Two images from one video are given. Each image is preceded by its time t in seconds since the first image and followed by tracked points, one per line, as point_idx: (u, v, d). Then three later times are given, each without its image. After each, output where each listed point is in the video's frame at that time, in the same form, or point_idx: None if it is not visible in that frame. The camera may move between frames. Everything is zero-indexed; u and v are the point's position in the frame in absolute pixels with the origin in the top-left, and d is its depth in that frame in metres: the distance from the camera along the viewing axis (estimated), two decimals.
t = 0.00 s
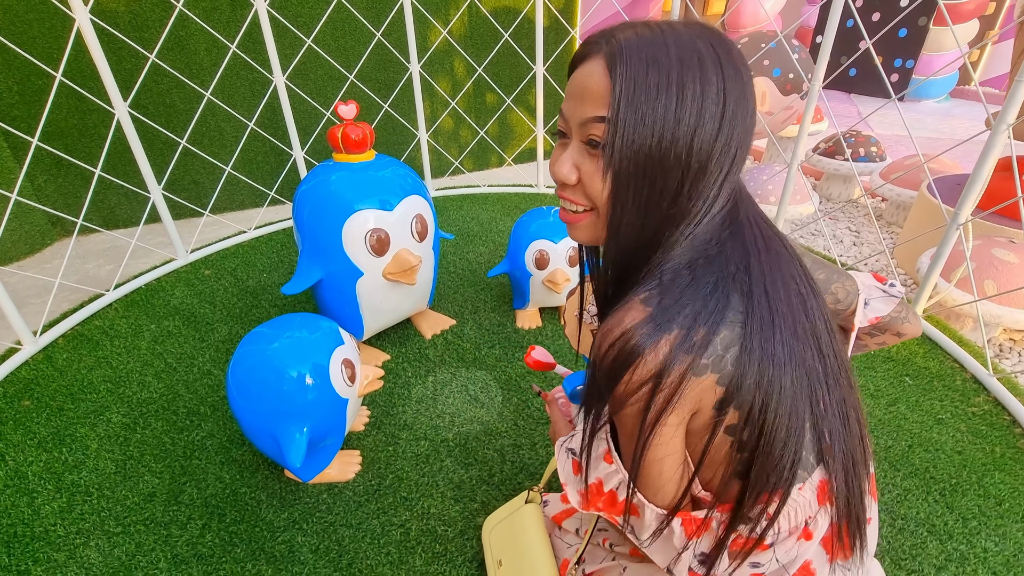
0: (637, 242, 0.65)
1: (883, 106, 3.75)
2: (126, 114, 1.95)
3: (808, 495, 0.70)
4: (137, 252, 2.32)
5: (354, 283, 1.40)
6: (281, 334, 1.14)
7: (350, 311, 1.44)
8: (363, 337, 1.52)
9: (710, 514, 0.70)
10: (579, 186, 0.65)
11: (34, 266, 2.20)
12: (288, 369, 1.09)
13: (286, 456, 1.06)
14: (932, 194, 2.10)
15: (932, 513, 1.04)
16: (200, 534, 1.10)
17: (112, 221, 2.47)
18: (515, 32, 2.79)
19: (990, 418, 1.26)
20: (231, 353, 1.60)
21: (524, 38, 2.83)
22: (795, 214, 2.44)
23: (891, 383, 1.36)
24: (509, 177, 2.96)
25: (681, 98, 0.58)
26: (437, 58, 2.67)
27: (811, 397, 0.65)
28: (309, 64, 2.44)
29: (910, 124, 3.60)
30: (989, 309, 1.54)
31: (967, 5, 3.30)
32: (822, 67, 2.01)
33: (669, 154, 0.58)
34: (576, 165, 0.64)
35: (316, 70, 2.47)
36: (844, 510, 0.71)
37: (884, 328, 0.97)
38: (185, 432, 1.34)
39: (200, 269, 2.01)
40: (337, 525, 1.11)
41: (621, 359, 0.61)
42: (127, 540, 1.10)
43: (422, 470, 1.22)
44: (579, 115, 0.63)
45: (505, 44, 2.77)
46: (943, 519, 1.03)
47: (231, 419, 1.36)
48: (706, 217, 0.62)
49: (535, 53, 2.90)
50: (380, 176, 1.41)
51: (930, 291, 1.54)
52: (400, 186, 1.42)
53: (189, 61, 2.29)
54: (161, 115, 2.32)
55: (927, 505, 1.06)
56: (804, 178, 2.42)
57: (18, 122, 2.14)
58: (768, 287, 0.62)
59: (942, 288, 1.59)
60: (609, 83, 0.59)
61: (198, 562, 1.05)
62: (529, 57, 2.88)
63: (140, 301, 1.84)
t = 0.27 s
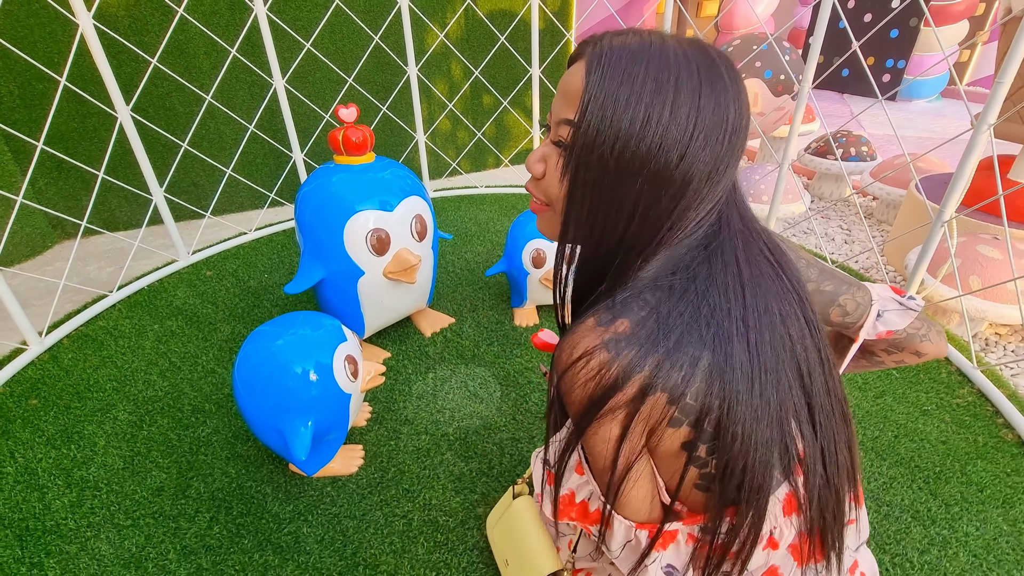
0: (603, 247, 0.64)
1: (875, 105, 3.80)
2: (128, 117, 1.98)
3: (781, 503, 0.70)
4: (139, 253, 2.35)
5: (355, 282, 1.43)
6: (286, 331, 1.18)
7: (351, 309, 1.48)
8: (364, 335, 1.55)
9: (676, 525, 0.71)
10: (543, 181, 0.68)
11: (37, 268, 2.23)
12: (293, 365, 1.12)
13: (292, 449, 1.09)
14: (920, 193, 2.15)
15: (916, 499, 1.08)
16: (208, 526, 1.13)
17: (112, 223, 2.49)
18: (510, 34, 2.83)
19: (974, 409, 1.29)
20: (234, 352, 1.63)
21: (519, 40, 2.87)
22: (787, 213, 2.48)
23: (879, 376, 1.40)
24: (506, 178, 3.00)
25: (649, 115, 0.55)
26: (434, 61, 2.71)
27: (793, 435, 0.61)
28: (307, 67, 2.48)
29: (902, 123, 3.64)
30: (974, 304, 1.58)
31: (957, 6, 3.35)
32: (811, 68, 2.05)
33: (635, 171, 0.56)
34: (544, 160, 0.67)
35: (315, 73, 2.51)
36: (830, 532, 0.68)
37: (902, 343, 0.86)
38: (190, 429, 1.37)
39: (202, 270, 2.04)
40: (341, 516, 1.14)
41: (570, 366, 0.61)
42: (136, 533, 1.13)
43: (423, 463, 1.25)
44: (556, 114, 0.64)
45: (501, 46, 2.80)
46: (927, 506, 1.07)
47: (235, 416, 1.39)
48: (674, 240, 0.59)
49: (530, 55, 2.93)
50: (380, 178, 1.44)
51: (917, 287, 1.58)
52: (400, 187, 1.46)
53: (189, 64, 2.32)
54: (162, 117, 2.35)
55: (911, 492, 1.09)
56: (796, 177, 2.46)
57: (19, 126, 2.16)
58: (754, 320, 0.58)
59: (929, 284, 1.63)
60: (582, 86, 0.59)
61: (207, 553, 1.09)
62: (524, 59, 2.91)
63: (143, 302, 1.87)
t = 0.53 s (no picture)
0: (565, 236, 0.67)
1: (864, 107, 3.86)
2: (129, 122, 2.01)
3: (726, 481, 0.72)
4: (139, 256, 2.38)
5: (354, 283, 1.48)
6: (287, 331, 1.22)
7: (350, 309, 1.52)
8: (362, 334, 1.59)
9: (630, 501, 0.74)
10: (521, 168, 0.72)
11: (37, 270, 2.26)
12: (294, 363, 1.16)
13: (293, 443, 1.13)
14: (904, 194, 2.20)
15: (893, 488, 1.13)
16: (212, 519, 1.17)
17: (111, 226, 2.53)
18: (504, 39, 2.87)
19: (951, 403, 1.34)
20: (235, 352, 1.67)
21: (513, 45, 2.92)
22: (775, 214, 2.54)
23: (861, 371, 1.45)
24: (501, 180, 3.04)
25: (599, 114, 0.57)
26: (429, 65, 2.75)
27: (742, 423, 0.63)
28: (304, 72, 2.51)
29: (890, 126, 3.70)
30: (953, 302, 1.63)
31: (943, 10, 3.41)
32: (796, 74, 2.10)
33: (593, 171, 0.59)
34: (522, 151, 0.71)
35: (311, 77, 2.54)
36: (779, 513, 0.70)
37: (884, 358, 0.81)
38: (193, 426, 1.41)
39: (201, 272, 2.08)
40: (341, 509, 1.18)
41: (530, 348, 0.65)
42: (142, 526, 1.17)
43: (420, 457, 1.30)
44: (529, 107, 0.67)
45: (495, 51, 2.85)
46: (902, 494, 1.12)
47: (237, 414, 1.43)
48: (630, 237, 0.60)
49: (524, 60, 2.98)
50: (377, 181, 1.49)
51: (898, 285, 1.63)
52: (396, 191, 1.50)
53: (186, 69, 2.36)
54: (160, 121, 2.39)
55: (888, 482, 1.14)
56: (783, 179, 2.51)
57: (18, 130, 2.20)
58: (708, 317, 0.59)
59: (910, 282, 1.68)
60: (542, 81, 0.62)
61: (212, 544, 1.12)
62: (518, 63, 2.96)
63: (144, 303, 1.91)
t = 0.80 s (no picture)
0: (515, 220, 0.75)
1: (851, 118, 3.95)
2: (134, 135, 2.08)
3: (647, 442, 0.77)
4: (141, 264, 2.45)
5: (351, 291, 1.54)
6: (288, 336, 1.28)
7: (348, 316, 1.59)
8: (360, 339, 1.65)
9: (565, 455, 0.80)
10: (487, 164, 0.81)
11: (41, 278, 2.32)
12: (295, 367, 1.23)
13: (294, 443, 1.19)
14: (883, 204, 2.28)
15: (860, 484, 1.20)
16: (216, 515, 1.23)
17: (113, 234, 2.59)
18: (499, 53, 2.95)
19: (920, 404, 1.41)
20: (237, 357, 1.73)
21: (507, 58, 3.00)
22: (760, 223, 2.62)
23: (836, 374, 1.52)
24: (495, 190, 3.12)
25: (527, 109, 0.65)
26: (426, 78, 2.83)
27: (659, 386, 0.69)
28: (304, 85, 2.59)
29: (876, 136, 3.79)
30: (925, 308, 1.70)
31: (926, 24, 3.50)
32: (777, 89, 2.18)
33: (516, 164, 0.68)
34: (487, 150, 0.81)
35: (310, 90, 2.62)
36: (698, 476, 0.76)
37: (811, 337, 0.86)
38: (197, 427, 1.47)
39: (203, 280, 2.15)
40: (340, 505, 1.25)
41: (477, 314, 0.76)
42: (150, 522, 1.23)
43: (415, 457, 1.36)
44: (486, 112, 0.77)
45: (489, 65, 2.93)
46: (869, 489, 1.19)
47: (239, 416, 1.49)
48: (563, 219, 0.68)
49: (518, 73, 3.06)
50: (374, 194, 1.55)
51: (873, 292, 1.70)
52: (393, 203, 1.57)
53: (188, 82, 2.43)
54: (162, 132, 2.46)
55: (856, 478, 1.21)
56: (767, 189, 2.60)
57: (24, 141, 2.27)
58: (624, 295, 0.66)
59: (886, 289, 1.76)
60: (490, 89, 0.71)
61: (216, 540, 1.18)
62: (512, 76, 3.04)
63: (147, 310, 1.97)
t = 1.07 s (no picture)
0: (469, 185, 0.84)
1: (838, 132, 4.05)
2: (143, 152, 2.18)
3: (568, 383, 0.86)
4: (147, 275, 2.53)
5: (348, 300, 1.63)
6: (288, 342, 1.36)
7: (345, 324, 1.67)
8: (356, 346, 1.73)
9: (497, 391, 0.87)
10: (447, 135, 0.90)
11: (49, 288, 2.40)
12: (295, 371, 1.31)
13: (293, 443, 1.27)
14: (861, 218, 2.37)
15: (826, 482, 1.28)
16: (218, 512, 1.31)
17: (119, 246, 2.67)
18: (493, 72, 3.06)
19: (886, 408, 1.49)
20: (238, 364, 1.81)
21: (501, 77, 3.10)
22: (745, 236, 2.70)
23: (808, 380, 1.60)
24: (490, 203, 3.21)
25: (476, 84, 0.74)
26: (423, 96, 2.93)
27: (581, 328, 0.78)
28: (305, 103, 2.69)
29: (862, 150, 3.89)
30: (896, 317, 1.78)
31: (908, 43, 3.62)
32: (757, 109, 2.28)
33: (465, 129, 0.76)
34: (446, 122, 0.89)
35: (311, 108, 2.72)
36: (612, 412, 0.85)
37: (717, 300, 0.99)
38: (200, 430, 1.54)
39: (206, 291, 2.23)
40: (335, 502, 1.32)
41: (428, 263, 0.84)
42: (156, 518, 1.30)
43: (407, 458, 1.43)
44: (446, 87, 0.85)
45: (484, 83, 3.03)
46: (834, 487, 1.26)
47: (240, 419, 1.57)
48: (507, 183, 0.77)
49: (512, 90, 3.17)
50: (371, 209, 1.64)
51: (846, 301, 1.78)
52: (388, 217, 1.65)
53: (194, 100, 2.53)
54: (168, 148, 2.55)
55: (823, 478, 1.29)
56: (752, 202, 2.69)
57: (35, 156, 2.36)
58: (554, 250, 0.75)
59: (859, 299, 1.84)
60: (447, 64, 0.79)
61: (217, 534, 1.25)
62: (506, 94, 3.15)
63: (152, 319, 2.05)
